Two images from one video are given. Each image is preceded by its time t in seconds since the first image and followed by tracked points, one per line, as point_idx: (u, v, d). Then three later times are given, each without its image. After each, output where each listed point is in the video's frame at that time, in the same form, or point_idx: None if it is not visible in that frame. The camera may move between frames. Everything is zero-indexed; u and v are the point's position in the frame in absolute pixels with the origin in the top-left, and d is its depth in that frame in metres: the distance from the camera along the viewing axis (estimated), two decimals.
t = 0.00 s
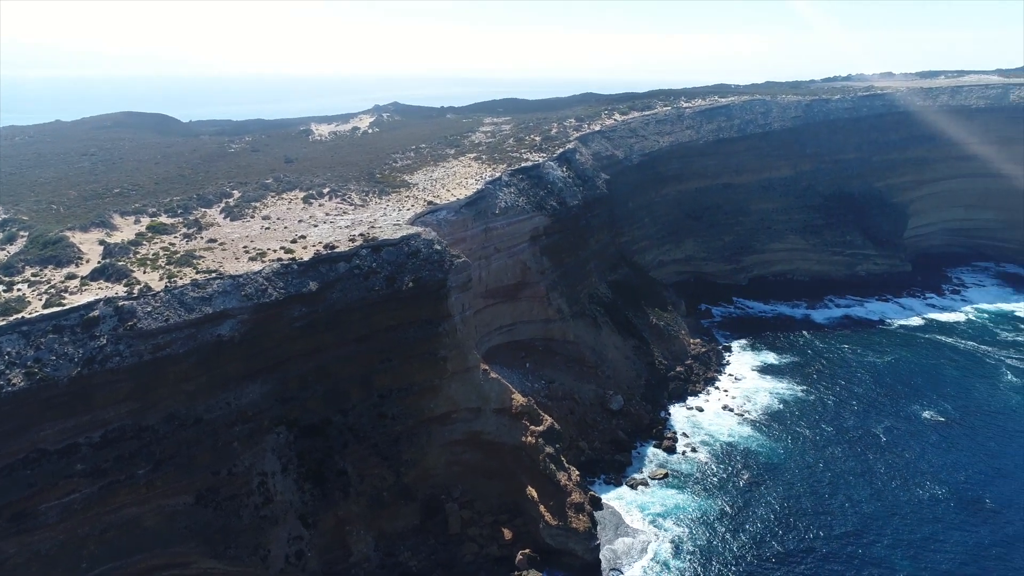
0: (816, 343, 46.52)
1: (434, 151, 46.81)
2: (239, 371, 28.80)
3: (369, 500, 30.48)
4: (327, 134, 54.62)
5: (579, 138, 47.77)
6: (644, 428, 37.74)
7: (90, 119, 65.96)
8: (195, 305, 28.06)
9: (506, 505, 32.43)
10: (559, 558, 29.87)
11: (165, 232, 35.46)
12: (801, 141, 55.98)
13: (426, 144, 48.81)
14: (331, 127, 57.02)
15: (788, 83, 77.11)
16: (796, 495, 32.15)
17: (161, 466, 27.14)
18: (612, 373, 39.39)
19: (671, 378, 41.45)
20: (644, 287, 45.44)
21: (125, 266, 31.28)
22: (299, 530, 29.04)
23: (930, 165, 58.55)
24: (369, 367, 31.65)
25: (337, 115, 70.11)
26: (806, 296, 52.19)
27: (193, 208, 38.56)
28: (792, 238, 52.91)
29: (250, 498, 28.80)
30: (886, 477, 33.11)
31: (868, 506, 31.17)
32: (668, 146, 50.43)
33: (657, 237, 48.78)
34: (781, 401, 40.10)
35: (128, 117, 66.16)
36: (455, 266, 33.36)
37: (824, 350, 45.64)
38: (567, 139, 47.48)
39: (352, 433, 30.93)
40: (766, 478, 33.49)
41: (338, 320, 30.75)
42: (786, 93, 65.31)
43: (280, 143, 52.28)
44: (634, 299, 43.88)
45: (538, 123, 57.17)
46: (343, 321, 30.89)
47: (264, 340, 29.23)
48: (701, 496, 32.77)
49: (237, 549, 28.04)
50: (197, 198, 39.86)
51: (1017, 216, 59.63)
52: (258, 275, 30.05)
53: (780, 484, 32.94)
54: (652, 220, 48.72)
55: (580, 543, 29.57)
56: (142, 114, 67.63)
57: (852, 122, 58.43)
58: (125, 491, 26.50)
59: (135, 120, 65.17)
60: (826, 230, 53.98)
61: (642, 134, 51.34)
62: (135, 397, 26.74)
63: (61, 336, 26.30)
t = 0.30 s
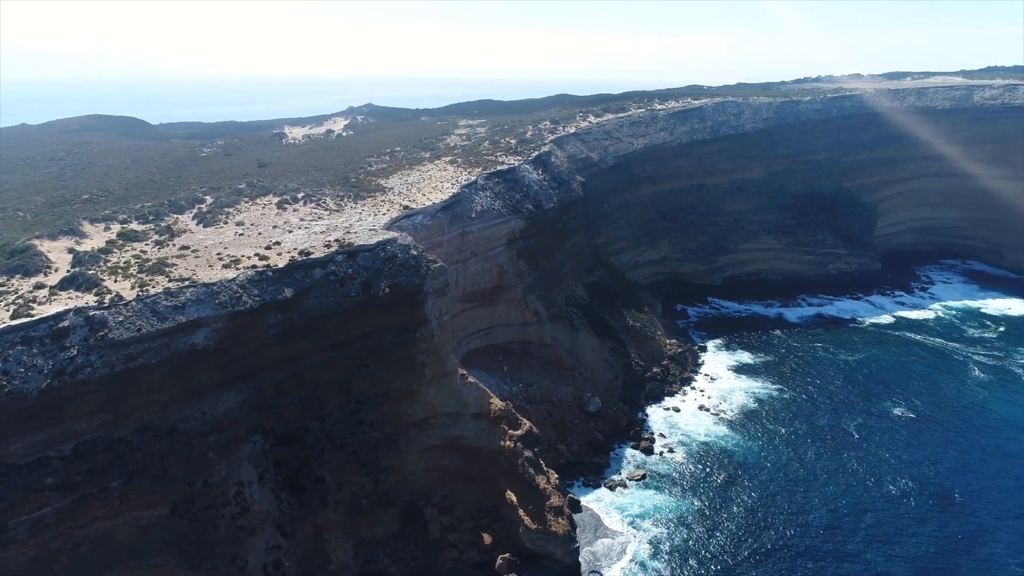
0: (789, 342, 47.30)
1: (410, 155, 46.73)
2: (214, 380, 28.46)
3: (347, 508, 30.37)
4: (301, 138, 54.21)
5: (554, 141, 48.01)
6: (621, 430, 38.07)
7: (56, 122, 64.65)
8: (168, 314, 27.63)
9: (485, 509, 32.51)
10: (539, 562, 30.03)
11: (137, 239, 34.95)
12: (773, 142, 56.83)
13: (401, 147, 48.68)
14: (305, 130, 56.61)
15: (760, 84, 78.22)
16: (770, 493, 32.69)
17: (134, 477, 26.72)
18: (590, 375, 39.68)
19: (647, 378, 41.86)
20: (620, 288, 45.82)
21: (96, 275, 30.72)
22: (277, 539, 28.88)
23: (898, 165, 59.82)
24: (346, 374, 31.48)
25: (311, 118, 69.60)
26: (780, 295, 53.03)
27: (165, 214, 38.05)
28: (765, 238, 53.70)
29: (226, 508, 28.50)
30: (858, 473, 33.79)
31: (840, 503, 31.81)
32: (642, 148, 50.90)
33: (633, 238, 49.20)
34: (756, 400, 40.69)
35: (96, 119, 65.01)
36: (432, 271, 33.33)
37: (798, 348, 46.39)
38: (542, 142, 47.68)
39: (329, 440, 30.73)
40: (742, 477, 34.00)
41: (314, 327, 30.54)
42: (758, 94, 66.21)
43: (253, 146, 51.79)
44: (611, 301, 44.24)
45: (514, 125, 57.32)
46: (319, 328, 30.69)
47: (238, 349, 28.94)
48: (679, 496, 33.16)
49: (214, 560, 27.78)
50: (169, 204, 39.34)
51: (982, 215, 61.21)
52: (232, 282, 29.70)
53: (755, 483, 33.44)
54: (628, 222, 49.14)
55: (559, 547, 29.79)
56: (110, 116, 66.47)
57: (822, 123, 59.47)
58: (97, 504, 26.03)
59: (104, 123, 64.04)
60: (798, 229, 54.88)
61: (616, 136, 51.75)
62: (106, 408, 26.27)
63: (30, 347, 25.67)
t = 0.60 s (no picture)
0: (762, 341, 48.06)
1: (383, 159, 46.58)
2: (187, 391, 28.10)
3: (324, 517, 30.19)
4: (272, 142, 53.69)
5: (528, 144, 48.22)
6: (598, 432, 38.39)
7: (18, 126, 63.12)
8: (138, 325, 27.19)
9: (463, 515, 32.57)
10: (518, 566, 30.15)
11: (105, 247, 34.34)
12: (744, 143, 57.67)
13: (374, 152, 48.50)
14: (277, 133, 56.08)
15: (730, 85, 79.33)
16: (745, 492, 33.22)
17: (106, 491, 26.16)
18: (566, 377, 39.95)
19: (623, 380, 42.25)
20: (595, 291, 46.18)
21: (63, 285, 30.05)
22: (253, 551, 28.65)
23: (865, 166, 61.07)
24: (321, 382, 31.33)
25: (282, 121, 68.94)
26: (752, 295, 53.84)
27: (134, 221, 37.43)
28: (737, 238, 54.50)
29: (201, 520, 28.15)
30: (829, 470, 34.49)
31: (812, 499, 32.45)
32: (615, 151, 51.37)
33: (607, 240, 49.58)
34: (730, 400, 41.30)
35: (60, 124, 63.62)
36: (407, 277, 33.28)
37: (771, 348, 47.14)
38: (516, 146, 47.86)
39: (305, 449, 30.54)
40: (717, 477, 34.49)
41: (288, 335, 30.32)
42: (728, 96, 67.14)
43: (224, 151, 51.19)
44: (586, 304, 44.58)
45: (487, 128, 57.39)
46: (294, 336, 30.47)
47: (212, 359, 28.61)
48: (655, 497, 33.54)
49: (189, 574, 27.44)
50: (138, 211, 38.72)
51: (946, 213, 62.78)
52: (204, 291, 29.34)
53: (730, 482, 33.96)
54: (602, 224, 49.52)
55: (538, 551, 29.97)
56: (75, 120, 65.08)
57: (791, 124, 60.52)
58: (69, 519, 25.35)
59: (68, 127, 62.69)
60: (770, 230, 55.79)
61: (590, 139, 52.13)
62: (76, 422, 25.75)
63: None
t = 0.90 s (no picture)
0: (737, 340, 48.74)
1: (358, 163, 46.39)
2: (161, 401, 27.67)
3: (303, 526, 30.07)
4: (245, 145, 53.13)
5: (504, 147, 48.33)
6: (577, 434, 38.62)
7: None
8: (110, 335, 26.70)
9: (443, 520, 32.55)
10: (498, 571, 30.29)
11: (75, 255, 33.72)
12: (717, 144, 58.35)
13: (349, 155, 48.26)
14: (250, 136, 55.55)
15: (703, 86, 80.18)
16: (721, 491, 33.68)
17: (78, 505, 25.76)
18: (544, 380, 40.16)
19: (601, 382, 42.56)
20: (572, 293, 46.46)
21: (31, 295, 29.39)
22: (231, 561, 28.47)
23: (836, 166, 62.16)
24: (298, 390, 31.16)
25: (256, 124, 68.24)
26: (727, 294, 54.54)
27: (104, 228, 36.80)
28: (712, 239, 55.17)
29: (177, 532, 27.75)
30: (803, 467, 35.10)
31: (787, 496, 33.01)
32: (590, 153, 51.70)
33: (584, 242, 49.87)
34: (706, 399, 41.82)
35: (27, 127, 62.27)
36: (384, 282, 33.17)
37: (746, 347, 47.81)
38: (491, 148, 47.95)
39: (282, 457, 30.43)
40: (694, 476, 34.92)
41: (264, 343, 30.03)
42: (702, 97, 67.93)
43: (197, 155, 50.57)
44: (563, 306, 44.83)
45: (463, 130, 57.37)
46: (270, 344, 30.20)
47: (186, 368, 28.22)
48: (634, 498, 33.85)
49: None
50: (108, 218, 38.09)
51: (914, 212, 64.19)
52: (177, 299, 28.89)
53: (707, 482, 34.40)
54: (578, 225, 49.79)
55: (517, 555, 30.24)
56: (41, 124, 63.73)
57: (764, 125, 61.38)
58: (39, 535, 25.05)
59: (35, 131, 61.42)
60: (744, 230, 56.55)
61: (565, 141, 52.40)
62: (46, 435, 25.24)
63: None
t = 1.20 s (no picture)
0: (712, 340, 49.39)
1: (332, 167, 46.11)
2: (134, 413, 27.24)
3: (281, 536, 29.87)
4: (217, 150, 52.50)
5: (479, 150, 48.41)
6: (555, 437, 38.84)
7: None
8: (81, 346, 26.19)
9: (422, 526, 32.70)
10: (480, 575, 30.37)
11: (43, 264, 33.04)
12: (691, 146, 59.01)
13: (323, 160, 47.96)
14: (222, 141, 54.90)
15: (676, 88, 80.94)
16: (699, 490, 34.15)
17: (50, 520, 25.20)
18: (522, 383, 40.33)
19: (579, 384, 42.87)
20: (549, 295, 46.70)
21: None
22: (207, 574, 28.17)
23: (807, 166, 63.24)
24: (274, 399, 30.95)
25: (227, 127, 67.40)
26: (703, 294, 55.22)
27: (73, 236, 36.10)
28: (687, 240, 55.83)
29: (152, 545, 27.44)
30: (779, 465, 35.71)
31: (763, 494, 33.57)
32: (565, 156, 51.99)
33: (560, 245, 50.15)
34: (683, 400, 42.34)
35: None
36: (360, 289, 33.06)
37: (721, 347, 48.45)
38: (466, 152, 48.00)
39: (260, 467, 30.15)
40: (672, 477, 35.38)
41: (239, 351, 29.76)
42: (675, 99, 68.66)
43: (167, 159, 49.84)
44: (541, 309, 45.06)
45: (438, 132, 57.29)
46: (245, 353, 29.93)
47: (159, 379, 27.85)
48: (613, 500, 34.17)
49: None
50: (77, 226, 37.38)
51: (882, 212, 65.60)
52: (149, 309, 28.46)
53: (685, 482, 34.86)
54: (555, 228, 50.02)
55: (498, 560, 30.33)
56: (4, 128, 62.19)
57: (736, 126, 62.22)
58: (10, 551, 24.36)
59: None
60: (718, 230, 57.29)
61: (540, 144, 52.63)
62: (16, 449, 24.50)
63: None
